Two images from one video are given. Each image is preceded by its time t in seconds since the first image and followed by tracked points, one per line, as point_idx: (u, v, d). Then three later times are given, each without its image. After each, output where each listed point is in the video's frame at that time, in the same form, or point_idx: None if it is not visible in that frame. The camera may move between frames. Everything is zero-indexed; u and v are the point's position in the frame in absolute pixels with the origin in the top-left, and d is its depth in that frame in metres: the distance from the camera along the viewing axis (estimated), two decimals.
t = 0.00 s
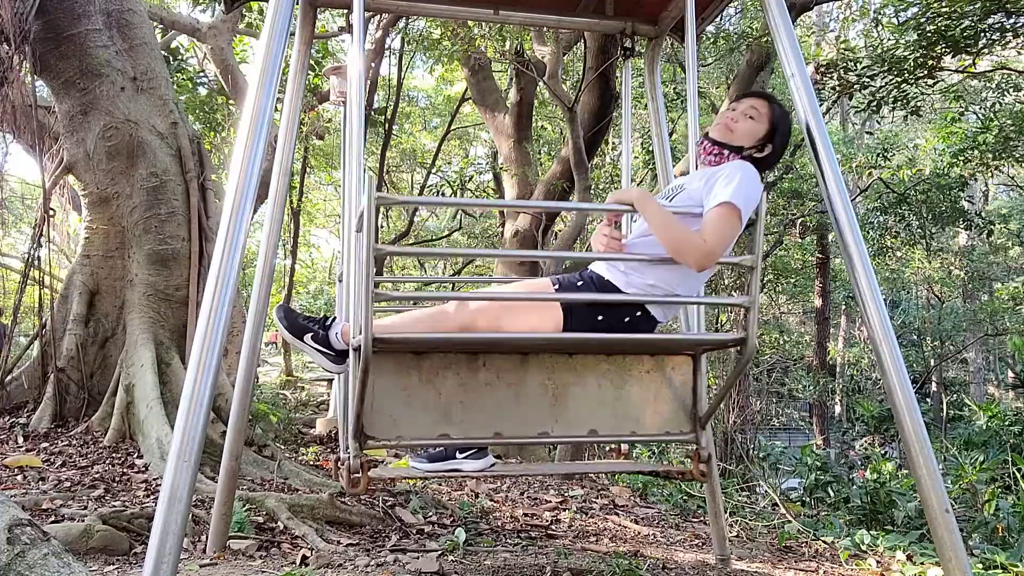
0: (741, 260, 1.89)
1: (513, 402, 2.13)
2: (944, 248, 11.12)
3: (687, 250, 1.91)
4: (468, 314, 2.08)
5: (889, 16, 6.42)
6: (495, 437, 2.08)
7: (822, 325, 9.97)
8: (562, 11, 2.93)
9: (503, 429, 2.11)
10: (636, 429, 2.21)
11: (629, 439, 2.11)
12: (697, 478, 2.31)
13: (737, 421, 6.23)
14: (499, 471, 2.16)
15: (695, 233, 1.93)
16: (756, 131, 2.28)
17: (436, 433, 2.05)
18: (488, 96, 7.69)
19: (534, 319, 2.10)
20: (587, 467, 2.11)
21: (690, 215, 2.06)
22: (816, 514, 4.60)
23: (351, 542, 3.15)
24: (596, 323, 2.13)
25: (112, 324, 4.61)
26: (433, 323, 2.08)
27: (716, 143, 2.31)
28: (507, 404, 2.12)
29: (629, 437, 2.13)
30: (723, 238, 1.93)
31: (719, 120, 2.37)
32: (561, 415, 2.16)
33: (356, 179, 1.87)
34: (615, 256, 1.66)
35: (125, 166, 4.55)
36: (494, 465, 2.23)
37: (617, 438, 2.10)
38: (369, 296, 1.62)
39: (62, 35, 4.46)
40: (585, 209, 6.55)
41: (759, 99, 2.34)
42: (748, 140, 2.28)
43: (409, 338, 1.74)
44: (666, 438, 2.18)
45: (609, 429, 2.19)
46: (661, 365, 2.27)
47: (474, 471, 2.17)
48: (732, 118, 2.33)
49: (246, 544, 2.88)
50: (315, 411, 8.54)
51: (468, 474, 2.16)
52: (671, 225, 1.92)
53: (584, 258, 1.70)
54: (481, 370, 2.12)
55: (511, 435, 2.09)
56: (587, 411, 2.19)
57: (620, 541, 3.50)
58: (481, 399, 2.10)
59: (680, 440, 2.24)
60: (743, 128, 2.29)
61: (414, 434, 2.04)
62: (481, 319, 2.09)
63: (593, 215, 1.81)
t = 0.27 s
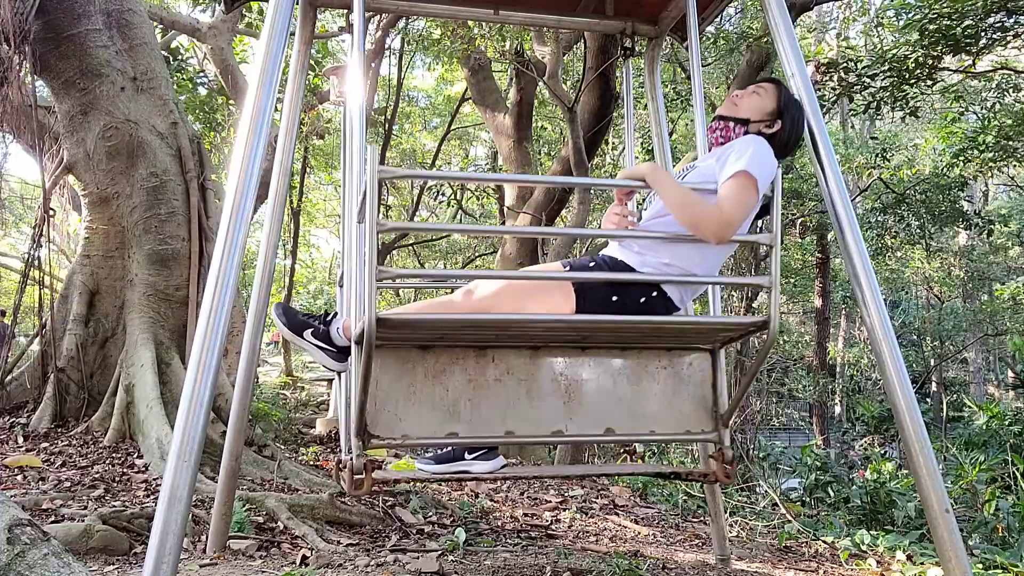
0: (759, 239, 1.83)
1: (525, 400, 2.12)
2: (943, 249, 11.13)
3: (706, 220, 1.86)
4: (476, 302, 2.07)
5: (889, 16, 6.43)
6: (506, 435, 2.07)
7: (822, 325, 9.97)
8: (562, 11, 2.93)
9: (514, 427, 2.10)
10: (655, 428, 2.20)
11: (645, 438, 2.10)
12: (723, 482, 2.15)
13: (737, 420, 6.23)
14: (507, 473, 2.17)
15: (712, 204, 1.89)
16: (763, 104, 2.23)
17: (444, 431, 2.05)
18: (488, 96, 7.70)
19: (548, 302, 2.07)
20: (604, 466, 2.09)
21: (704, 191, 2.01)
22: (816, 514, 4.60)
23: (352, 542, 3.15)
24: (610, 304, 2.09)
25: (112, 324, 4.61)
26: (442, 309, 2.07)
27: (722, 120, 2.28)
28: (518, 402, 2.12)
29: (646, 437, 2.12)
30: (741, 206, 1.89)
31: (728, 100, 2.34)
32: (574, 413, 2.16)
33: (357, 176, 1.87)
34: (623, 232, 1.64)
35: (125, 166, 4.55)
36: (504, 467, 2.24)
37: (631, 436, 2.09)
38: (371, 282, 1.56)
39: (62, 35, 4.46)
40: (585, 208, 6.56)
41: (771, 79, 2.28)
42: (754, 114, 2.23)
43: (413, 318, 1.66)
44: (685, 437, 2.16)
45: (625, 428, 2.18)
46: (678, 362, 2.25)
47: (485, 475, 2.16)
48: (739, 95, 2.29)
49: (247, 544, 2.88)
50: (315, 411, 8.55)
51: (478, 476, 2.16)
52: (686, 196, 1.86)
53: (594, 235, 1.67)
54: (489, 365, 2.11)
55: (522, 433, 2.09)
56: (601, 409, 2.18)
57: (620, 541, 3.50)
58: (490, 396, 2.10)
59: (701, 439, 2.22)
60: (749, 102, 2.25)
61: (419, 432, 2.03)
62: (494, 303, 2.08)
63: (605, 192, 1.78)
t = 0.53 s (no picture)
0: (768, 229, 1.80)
1: (529, 397, 2.12)
2: (943, 248, 11.13)
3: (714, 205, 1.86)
4: (478, 296, 2.07)
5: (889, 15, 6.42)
6: (511, 434, 2.06)
7: (822, 324, 9.97)
8: (563, 11, 2.92)
9: (519, 425, 2.10)
10: (663, 427, 2.18)
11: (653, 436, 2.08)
12: (733, 479, 2.16)
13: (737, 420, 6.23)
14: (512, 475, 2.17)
15: (719, 191, 1.88)
16: (768, 94, 2.17)
17: (447, 429, 2.04)
18: (488, 96, 7.70)
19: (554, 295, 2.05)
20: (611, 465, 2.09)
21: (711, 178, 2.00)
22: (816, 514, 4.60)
23: (352, 542, 3.15)
24: (616, 294, 2.05)
25: (111, 324, 4.60)
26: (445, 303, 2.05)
27: (725, 108, 2.24)
28: (522, 399, 2.11)
29: (652, 435, 2.11)
30: (749, 190, 1.89)
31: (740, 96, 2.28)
32: (580, 411, 2.15)
33: (357, 176, 1.86)
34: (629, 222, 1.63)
35: (125, 166, 4.54)
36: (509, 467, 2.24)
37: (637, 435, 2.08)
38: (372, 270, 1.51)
39: (61, 35, 4.46)
40: (585, 208, 6.55)
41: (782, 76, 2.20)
42: (757, 100, 2.17)
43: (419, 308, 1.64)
44: (693, 436, 2.15)
45: (632, 426, 2.17)
46: (687, 359, 2.24)
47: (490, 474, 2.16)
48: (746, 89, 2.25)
49: (247, 544, 2.88)
50: (315, 411, 8.54)
51: (483, 476, 2.17)
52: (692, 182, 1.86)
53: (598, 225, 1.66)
54: (493, 362, 2.11)
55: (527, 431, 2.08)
56: (608, 407, 2.17)
57: (620, 541, 3.50)
58: (494, 393, 2.09)
59: (710, 437, 2.21)
60: (753, 91, 2.20)
61: (423, 429, 2.03)
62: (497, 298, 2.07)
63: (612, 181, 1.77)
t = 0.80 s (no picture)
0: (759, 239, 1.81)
1: (525, 400, 2.12)
2: (943, 248, 11.13)
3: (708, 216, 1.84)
4: (475, 301, 2.06)
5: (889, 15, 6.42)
6: (507, 435, 2.07)
7: (822, 325, 9.98)
8: (562, 11, 2.92)
9: (515, 427, 2.10)
10: (655, 428, 2.20)
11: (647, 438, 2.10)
12: (725, 482, 2.15)
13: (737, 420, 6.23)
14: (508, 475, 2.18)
15: (712, 202, 1.87)
16: (771, 105, 2.08)
17: (444, 431, 2.04)
18: (488, 96, 7.70)
19: (548, 303, 2.06)
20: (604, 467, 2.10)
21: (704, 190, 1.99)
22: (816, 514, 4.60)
23: (352, 542, 3.15)
24: (610, 303, 2.08)
25: (112, 324, 4.60)
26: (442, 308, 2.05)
27: (728, 112, 2.15)
28: (519, 402, 2.11)
29: (647, 437, 2.12)
30: (743, 200, 1.88)
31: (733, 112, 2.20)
32: (575, 413, 2.16)
33: (357, 177, 1.86)
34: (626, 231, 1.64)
35: (124, 166, 4.54)
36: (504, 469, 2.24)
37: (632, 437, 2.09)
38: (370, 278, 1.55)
39: (61, 34, 4.46)
40: (585, 208, 6.55)
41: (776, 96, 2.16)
42: (760, 109, 2.08)
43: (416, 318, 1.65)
44: (686, 437, 2.16)
45: (626, 427, 2.18)
46: (679, 362, 2.25)
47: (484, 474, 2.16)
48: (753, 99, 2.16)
49: (247, 544, 2.87)
50: (315, 411, 8.54)
51: (478, 477, 2.16)
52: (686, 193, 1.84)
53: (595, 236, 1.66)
54: (489, 366, 2.11)
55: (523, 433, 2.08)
56: (602, 409, 2.18)
57: (620, 541, 3.50)
58: (491, 396, 2.09)
59: (702, 439, 2.22)
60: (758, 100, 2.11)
61: (420, 432, 2.03)
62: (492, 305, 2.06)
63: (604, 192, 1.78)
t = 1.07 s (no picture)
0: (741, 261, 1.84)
1: (514, 402, 2.13)
2: (943, 248, 11.13)
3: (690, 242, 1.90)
4: (468, 313, 2.07)
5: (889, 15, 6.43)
6: (496, 437, 2.08)
7: (822, 325, 9.98)
8: (562, 12, 2.92)
9: (504, 428, 2.11)
10: (637, 429, 2.22)
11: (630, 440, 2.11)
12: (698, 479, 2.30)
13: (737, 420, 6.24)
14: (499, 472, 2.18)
15: (697, 228, 1.93)
16: (763, 126, 2.24)
17: (436, 433, 2.05)
18: (488, 96, 7.69)
19: (535, 320, 2.09)
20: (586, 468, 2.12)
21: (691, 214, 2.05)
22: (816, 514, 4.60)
23: (352, 542, 3.16)
24: (596, 322, 2.12)
25: (112, 324, 4.61)
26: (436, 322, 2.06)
27: (722, 130, 2.29)
28: (508, 405, 2.12)
29: (630, 438, 2.14)
30: (727, 227, 1.93)
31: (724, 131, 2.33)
32: (562, 415, 2.17)
33: (356, 179, 1.87)
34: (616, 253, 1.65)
35: (125, 166, 4.55)
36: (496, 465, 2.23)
37: (617, 438, 2.10)
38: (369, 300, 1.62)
39: (62, 35, 4.46)
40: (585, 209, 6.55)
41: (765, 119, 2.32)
42: (753, 129, 2.24)
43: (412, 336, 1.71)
44: (668, 439, 2.18)
45: (610, 429, 2.19)
46: (662, 365, 2.27)
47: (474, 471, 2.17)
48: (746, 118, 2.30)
49: (247, 544, 2.88)
50: (315, 411, 8.54)
51: (469, 474, 2.17)
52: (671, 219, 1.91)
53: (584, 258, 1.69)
54: (481, 370, 2.12)
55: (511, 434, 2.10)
56: (588, 412, 2.19)
57: (620, 541, 3.50)
58: (481, 399, 2.10)
59: (680, 440, 2.24)
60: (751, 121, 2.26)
61: (413, 433, 2.04)
62: (482, 319, 2.08)
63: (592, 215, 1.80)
